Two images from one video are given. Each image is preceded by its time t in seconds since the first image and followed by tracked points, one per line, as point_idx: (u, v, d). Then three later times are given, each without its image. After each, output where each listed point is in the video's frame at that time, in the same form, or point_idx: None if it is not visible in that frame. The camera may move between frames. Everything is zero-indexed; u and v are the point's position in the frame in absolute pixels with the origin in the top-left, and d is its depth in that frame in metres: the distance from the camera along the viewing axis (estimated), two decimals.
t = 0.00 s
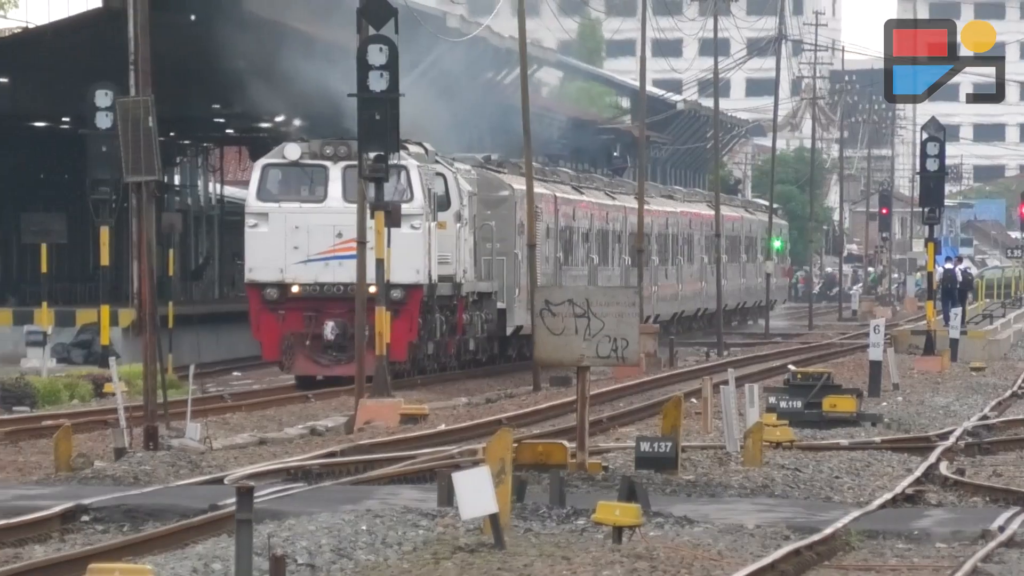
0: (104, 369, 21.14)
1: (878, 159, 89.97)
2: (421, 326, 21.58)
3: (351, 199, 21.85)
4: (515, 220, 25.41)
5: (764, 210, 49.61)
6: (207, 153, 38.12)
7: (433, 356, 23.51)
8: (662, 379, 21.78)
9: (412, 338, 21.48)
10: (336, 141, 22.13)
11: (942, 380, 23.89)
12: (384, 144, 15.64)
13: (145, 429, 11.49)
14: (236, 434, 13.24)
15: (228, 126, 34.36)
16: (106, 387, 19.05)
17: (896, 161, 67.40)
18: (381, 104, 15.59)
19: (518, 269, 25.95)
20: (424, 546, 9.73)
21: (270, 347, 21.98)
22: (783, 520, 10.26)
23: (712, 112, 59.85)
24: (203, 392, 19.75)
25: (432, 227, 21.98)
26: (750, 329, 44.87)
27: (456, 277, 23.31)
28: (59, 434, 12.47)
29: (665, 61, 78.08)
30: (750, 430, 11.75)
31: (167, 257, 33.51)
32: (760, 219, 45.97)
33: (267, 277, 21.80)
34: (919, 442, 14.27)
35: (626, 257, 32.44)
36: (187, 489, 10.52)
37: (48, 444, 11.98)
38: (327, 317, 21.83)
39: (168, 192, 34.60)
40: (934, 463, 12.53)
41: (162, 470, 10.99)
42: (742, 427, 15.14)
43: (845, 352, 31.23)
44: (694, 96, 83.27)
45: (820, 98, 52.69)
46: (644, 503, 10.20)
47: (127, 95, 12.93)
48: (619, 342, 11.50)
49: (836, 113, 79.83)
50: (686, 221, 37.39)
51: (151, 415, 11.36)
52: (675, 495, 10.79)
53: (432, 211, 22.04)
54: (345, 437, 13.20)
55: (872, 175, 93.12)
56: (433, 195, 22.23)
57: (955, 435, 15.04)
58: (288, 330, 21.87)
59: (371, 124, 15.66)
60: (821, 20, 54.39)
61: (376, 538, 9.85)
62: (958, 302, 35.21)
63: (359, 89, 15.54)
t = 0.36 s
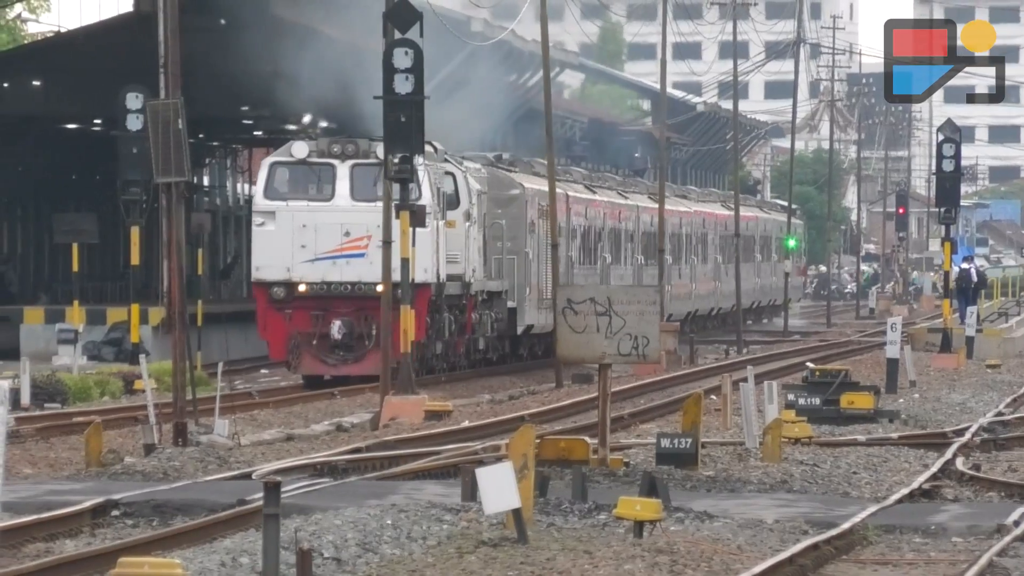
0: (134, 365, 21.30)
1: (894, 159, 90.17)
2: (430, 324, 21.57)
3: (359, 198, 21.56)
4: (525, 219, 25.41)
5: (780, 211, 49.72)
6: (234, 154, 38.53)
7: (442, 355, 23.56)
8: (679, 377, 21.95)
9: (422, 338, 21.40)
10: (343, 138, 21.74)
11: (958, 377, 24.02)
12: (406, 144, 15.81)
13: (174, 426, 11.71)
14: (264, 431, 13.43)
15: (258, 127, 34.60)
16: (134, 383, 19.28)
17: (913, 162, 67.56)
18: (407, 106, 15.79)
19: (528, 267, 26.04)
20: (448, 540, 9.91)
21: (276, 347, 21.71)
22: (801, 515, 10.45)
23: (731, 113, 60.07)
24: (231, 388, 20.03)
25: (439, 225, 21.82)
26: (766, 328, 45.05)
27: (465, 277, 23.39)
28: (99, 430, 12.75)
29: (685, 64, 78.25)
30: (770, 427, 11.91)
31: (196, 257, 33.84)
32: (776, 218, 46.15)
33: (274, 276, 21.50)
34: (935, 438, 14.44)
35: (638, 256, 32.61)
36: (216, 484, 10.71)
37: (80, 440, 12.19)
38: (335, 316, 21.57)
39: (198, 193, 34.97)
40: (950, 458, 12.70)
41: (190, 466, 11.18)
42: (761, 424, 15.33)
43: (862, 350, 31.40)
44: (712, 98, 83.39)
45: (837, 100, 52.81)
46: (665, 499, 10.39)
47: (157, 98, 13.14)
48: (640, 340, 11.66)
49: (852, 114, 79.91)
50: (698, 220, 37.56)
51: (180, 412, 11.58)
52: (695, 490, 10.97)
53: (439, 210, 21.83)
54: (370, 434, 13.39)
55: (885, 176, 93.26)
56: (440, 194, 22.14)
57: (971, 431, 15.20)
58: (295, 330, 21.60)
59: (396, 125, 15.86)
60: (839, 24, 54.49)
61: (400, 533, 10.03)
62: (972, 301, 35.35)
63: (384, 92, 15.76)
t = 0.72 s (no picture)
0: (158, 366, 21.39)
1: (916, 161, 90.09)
2: (441, 328, 21.50)
3: (364, 198, 21.30)
4: (536, 219, 25.25)
5: (802, 213, 49.69)
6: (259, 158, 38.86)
7: (449, 359, 23.24)
8: (699, 379, 21.94)
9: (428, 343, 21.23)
10: (347, 138, 21.51)
11: (983, 379, 24.01)
12: (430, 145, 15.91)
13: (198, 428, 11.73)
14: (289, 433, 13.45)
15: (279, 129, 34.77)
16: (158, 386, 19.36)
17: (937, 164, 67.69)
18: (431, 109, 15.85)
19: (540, 269, 25.84)
20: (472, 543, 9.92)
21: (279, 350, 21.44)
22: (826, 518, 10.44)
23: (756, 116, 60.08)
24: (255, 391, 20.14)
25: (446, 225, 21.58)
26: (788, 330, 45.02)
27: (474, 279, 23.15)
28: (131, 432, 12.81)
29: (712, 67, 78.35)
30: (794, 429, 11.92)
31: (218, 260, 34.21)
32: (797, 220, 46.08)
33: (277, 279, 21.16)
34: (959, 440, 14.43)
35: (653, 259, 32.58)
36: (240, 486, 10.74)
37: (106, 442, 12.20)
38: (339, 319, 21.31)
39: (221, 196, 35.38)
40: (975, 461, 12.70)
41: (214, 468, 11.20)
42: (785, 426, 15.32)
43: (885, 352, 31.34)
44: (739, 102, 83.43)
45: (862, 103, 52.78)
46: (688, 501, 10.39)
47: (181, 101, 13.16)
48: (664, 342, 11.66)
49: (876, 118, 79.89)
50: (716, 222, 37.52)
51: (204, 414, 11.62)
52: (718, 493, 10.97)
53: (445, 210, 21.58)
54: (395, 436, 13.42)
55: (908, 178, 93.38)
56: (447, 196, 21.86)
57: (996, 433, 15.18)
58: (298, 333, 21.33)
59: (420, 127, 15.92)
60: (863, 27, 54.49)
61: (424, 535, 10.02)
62: (995, 303, 35.27)
63: (408, 95, 15.86)
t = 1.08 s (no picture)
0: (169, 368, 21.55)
1: (926, 162, 90.10)
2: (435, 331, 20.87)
3: (354, 197, 20.76)
4: (530, 219, 24.84)
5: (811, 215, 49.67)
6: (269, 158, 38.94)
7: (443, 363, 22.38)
8: (708, 380, 21.90)
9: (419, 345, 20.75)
10: (337, 135, 21.03)
11: (993, 380, 23.99)
12: (439, 145, 15.93)
13: (208, 429, 11.70)
14: (299, 434, 13.46)
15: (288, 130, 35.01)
16: (168, 387, 19.40)
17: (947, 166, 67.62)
18: (441, 110, 15.90)
19: (536, 269, 25.41)
20: (482, 544, 9.92)
21: (267, 353, 20.99)
22: (837, 519, 10.45)
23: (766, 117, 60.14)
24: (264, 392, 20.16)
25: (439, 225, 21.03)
26: (795, 331, 45.03)
27: (467, 280, 22.32)
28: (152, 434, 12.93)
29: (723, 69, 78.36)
30: (804, 429, 11.91)
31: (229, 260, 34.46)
32: (804, 220, 46.03)
33: (264, 280, 20.69)
34: (969, 442, 14.42)
35: (656, 259, 32.57)
36: (250, 486, 10.76)
37: (116, 442, 12.19)
38: (328, 321, 20.81)
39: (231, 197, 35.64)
40: (986, 463, 12.69)
41: (224, 469, 11.20)
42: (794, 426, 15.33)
43: (895, 353, 31.33)
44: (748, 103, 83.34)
45: (872, 104, 52.76)
46: (699, 502, 10.40)
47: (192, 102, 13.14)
48: (674, 343, 11.70)
49: (887, 119, 79.75)
50: (719, 222, 37.48)
51: (215, 415, 11.60)
52: (729, 494, 10.98)
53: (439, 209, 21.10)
54: (405, 437, 13.42)
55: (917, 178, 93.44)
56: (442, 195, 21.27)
57: (1007, 434, 15.18)
58: (287, 336, 20.87)
59: (431, 129, 15.95)
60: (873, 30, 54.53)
61: (434, 536, 10.03)
62: (1003, 304, 35.27)
63: (420, 95, 15.92)
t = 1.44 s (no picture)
0: (189, 367, 21.92)
1: (926, 165, 90.60)
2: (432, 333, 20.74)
3: (348, 198, 20.88)
4: (526, 221, 25.04)
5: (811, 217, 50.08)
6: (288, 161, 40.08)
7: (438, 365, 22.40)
8: (713, 378, 22.21)
9: (413, 345, 20.83)
10: (331, 136, 21.03)
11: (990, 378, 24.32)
12: (456, 154, 16.21)
13: (228, 426, 12.00)
14: (317, 430, 13.78)
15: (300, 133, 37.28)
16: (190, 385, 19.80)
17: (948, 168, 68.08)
18: (454, 115, 16.15)
19: (531, 271, 25.62)
20: (493, 538, 10.21)
21: (262, 354, 21.09)
22: (839, 513, 10.75)
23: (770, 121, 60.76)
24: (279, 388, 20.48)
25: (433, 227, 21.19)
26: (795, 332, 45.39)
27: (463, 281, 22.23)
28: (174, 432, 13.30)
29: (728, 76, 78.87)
30: (807, 427, 12.20)
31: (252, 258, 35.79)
32: (803, 222, 46.41)
33: (260, 281, 20.86)
34: (967, 438, 14.72)
35: (655, 260, 32.93)
36: (269, 482, 11.10)
37: (139, 439, 12.52)
38: (323, 322, 20.92)
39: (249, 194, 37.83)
40: (983, 458, 12.98)
41: (244, 465, 11.51)
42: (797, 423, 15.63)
43: (896, 351, 31.67)
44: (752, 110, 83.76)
45: (873, 110, 53.22)
46: (704, 497, 10.69)
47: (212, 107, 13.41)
48: (680, 343, 12.01)
49: (887, 125, 80.24)
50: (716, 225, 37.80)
51: (234, 413, 11.87)
52: (733, 489, 11.28)
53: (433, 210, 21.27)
54: (419, 434, 13.74)
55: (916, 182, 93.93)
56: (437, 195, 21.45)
57: (1003, 431, 15.48)
58: (282, 336, 20.98)
59: (444, 134, 16.22)
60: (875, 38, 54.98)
61: (448, 530, 10.33)
62: (999, 306, 35.66)
63: (432, 102, 16.17)
